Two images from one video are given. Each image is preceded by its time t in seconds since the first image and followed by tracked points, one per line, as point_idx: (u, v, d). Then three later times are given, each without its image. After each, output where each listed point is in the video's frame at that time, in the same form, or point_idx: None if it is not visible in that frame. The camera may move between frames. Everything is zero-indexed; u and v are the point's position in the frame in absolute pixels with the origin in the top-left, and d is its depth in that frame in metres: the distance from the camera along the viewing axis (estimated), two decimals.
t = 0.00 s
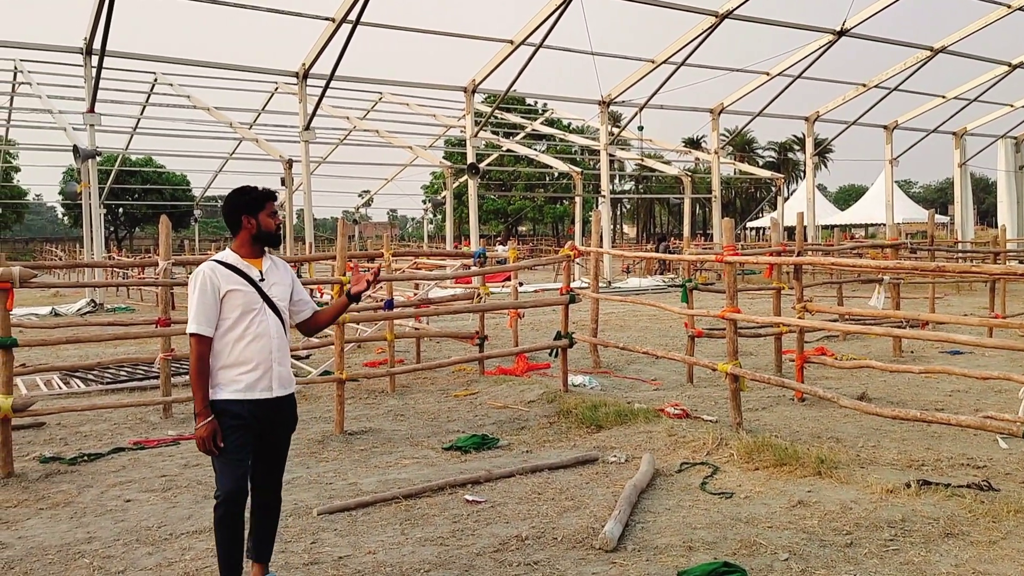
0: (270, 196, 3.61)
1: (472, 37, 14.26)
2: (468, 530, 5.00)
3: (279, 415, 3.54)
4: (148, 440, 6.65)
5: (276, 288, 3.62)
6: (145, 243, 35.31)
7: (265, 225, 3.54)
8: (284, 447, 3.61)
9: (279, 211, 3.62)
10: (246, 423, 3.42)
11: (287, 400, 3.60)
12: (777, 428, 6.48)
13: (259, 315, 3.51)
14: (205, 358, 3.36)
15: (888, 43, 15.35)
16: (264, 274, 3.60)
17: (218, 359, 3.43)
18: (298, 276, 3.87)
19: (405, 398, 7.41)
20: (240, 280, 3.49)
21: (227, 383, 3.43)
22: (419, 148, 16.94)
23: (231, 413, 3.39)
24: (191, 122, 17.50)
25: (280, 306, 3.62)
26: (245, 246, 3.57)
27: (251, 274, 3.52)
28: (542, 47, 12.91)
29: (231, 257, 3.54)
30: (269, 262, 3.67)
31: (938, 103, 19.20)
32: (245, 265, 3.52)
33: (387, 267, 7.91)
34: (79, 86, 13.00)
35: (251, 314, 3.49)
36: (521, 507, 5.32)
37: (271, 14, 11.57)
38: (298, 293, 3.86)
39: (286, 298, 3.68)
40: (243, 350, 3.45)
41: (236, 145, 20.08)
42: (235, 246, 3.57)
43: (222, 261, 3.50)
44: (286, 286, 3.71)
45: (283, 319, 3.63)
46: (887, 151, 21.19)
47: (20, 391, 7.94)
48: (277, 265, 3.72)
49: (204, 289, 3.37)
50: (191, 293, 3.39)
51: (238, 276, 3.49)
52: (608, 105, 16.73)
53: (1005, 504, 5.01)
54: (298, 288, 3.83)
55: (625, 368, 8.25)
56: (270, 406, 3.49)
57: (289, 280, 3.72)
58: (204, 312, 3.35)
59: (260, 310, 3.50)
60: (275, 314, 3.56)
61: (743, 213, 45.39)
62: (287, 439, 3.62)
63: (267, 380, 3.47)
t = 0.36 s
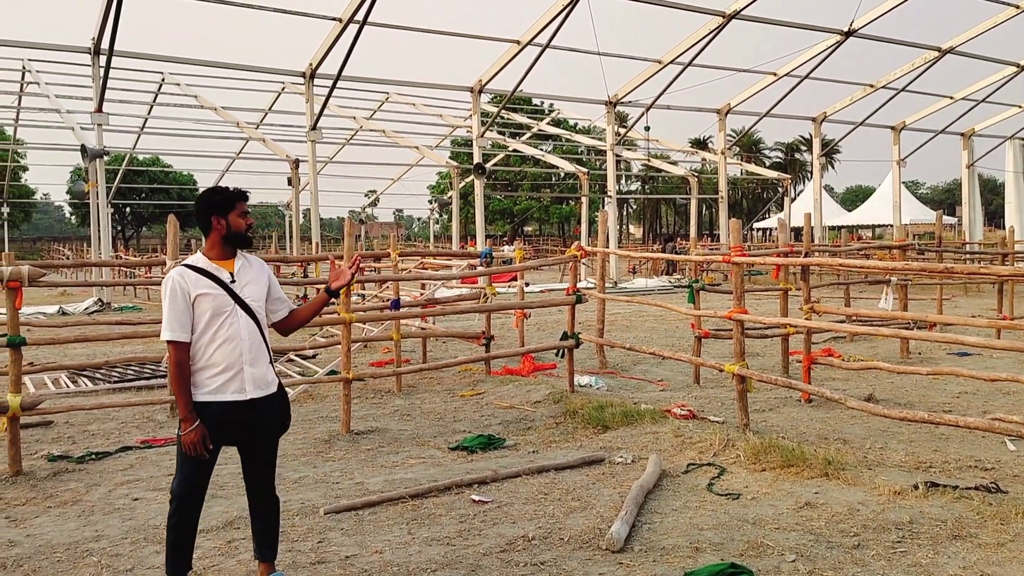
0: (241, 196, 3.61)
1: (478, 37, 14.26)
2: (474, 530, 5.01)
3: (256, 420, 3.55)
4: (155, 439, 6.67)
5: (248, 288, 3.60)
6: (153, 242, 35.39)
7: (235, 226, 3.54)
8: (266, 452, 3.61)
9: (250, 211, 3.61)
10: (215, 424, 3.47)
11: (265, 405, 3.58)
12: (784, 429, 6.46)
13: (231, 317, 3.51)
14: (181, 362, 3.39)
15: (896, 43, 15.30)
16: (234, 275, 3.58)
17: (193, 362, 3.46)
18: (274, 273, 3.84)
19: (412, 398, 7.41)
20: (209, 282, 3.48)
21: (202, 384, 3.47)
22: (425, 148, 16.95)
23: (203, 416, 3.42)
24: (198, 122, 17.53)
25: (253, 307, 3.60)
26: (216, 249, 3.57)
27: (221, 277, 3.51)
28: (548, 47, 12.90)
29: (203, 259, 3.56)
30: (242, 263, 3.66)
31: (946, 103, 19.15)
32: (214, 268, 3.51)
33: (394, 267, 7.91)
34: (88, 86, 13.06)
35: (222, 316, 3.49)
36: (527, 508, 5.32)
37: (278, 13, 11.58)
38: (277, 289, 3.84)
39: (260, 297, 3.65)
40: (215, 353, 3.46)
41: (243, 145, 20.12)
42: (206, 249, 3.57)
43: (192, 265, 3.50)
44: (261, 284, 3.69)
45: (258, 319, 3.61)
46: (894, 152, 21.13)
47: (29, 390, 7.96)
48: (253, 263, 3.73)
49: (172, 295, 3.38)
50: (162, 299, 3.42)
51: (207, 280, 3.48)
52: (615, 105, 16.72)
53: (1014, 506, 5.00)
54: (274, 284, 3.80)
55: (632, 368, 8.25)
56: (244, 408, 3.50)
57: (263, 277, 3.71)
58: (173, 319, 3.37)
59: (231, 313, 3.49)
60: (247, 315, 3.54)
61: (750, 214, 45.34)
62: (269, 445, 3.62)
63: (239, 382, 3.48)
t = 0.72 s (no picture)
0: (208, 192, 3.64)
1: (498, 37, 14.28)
2: (495, 529, 5.02)
3: (227, 416, 3.54)
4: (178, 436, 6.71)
5: (219, 287, 3.60)
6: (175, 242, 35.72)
7: (200, 225, 3.57)
8: (244, 448, 3.56)
9: (216, 208, 3.62)
10: (190, 419, 3.51)
11: (238, 400, 3.57)
12: (807, 432, 6.42)
13: (200, 317, 3.53)
14: (152, 365, 3.49)
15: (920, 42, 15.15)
16: (204, 274, 3.60)
17: (168, 363, 3.53)
18: (253, 268, 3.81)
19: (431, 397, 7.43)
20: (177, 284, 3.52)
21: (177, 385, 3.54)
22: (445, 148, 16.99)
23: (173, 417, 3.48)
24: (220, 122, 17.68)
25: (224, 305, 3.60)
26: (186, 249, 3.62)
27: (188, 278, 3.54)
28: (570, 47, 12.88)
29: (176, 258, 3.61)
30: (214, 260, 3.67)
31: (971, 104, 18.94)
32: (181, 269, 3.54)
33: (414, 266, 7.93)
34: (113, 87, 13.22)
35: (190, 317, 3.52)
36: (548, 508, 5.32)
37: (300, 15, 11.65)
38: (258, 285, 3.80)
39: (233, 295, 3.64)
40: (185, 354, 3.51)
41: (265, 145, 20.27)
42: (177, 249, 3.62)
43: (162, 268, 3.56)
44: (235, 282, 3.68)
45: (230, 317, 3.61)
46: (918, 153, 20.93)
47: (55, 387, 8.06)
48: (228, 260, 3.73)
49: (139, 299, 3.47)
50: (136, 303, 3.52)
51: (174, 282, 3.52)
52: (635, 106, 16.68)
53: None
54: (251, 280, 3.78)
55: (652, 369, 8.22)
56: (216, 407, 3.52)
57: (237, 275, 3.69)
58: (142, 323, 3.47)
59: (197, 314, 3.51)
60: (216, 314, 3.55)
61: (771, 214, 45.14)
62: (247, 442, 3.56)
63: (209, 383, 3.51)
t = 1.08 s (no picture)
0: (208, 187, 3.51)
1: (526, 36, 14.29)
2: (520, 528, 5.02)
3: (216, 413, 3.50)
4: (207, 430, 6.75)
5: (213, 286, 3.48)
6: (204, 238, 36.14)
7: (191, 221, 3.50)
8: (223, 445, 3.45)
9: (211, 203, 3.50)
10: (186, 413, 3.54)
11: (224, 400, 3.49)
12: (836, 436, 6.36)
13: (193, 314, 3.50)
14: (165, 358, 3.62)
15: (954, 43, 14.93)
16: (204, 271, 3.51)
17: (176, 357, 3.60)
18: (260, 263, 3.57)
19: (457, 395, 7.45)
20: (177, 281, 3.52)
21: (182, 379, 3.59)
22: (472, 148, 17.03)
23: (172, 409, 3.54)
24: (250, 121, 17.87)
25: (218, 304, 3.48)
26: (192, 244, 3.57)
27: (185, 275, 3.51)
28: (598, 47, 12.85)
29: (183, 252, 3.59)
30: (218, 254, 3.55)
31: (1006, 105, 18.63)
32: (179, 266, 3.52)
33: (441, 265, 7.96)
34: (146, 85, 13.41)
35: (186, 314, 3.51)
36: (573, 508, 5.32)
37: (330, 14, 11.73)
38: (263, 281, 3.56)
39: (228, 295, 3.49)
40: (184, 351, 3.53)
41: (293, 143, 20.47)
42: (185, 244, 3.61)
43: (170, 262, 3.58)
44: (232, 280, 3.50)
45: (224, 316, 3.49)
46: (952, 155, 20.63)
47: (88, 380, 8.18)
48: (231, 255, 3.56)
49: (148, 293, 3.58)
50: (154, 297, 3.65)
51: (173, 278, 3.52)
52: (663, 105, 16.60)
53: None
54: (255, 275, 3.55)
55: (678, 371, 8.19)
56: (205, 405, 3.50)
57: (235, 273, 3.51)
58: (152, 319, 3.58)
59: (190, 315, 3.47)
60: (207, 312, 3.47)
61: (800, 215, 44.77)
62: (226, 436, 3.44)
63: (200, 382, 3.49)
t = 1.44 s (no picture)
0: (215, 184, 3.49)
1: (554, 34, 14.26)
2: (549, 526, 5.02)
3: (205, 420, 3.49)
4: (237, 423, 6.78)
5: (212, 287, 3.48)
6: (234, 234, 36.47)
7: (196, 221, 3.50)
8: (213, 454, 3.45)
9: (213, 201, 3.48)
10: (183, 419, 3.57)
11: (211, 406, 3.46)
12: (867, 438, 6.31)
13: (191, 313, 3.53)
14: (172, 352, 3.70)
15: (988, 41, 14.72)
16: (209, 272, 3.51)
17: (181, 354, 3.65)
18: (264, 268, 3.49)
19: (483, 392, 7.46)
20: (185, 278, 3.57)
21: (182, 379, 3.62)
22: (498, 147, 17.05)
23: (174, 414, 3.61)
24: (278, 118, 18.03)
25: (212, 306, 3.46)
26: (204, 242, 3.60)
27: (191, 273, 3.54)
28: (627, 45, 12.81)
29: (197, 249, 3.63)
30: (225, 257, 3.54)
31: None
32: (187, 263, 3.56)
33: (468, 262, 7.97)
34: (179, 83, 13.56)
35: (186, 312, 3.55)
36: (602, 506, 5.31)
37: (360, 12, 11.78)
38: (266, 289, 3.48)
39: (224, 298, 3.46)
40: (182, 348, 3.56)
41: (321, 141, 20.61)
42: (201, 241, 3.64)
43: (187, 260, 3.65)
44: (231, 284, 3.48)
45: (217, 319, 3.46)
46: (986, 154, 20.37)
47: (121, 373, 8.28)
48: (237, 257, 3.53)
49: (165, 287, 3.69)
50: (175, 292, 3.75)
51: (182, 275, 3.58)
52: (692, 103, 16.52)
53: None
54: (257, 283, 3.48)
55: (706, 371, 8.16)
56: (194, 409, 3.50)
57: (238, 277, 3.48)
58: (167, 312, 3.68)
59: (186, 313, 3.49)
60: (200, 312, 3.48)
61: (829, 214, 44.46)
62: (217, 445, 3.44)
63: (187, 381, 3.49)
